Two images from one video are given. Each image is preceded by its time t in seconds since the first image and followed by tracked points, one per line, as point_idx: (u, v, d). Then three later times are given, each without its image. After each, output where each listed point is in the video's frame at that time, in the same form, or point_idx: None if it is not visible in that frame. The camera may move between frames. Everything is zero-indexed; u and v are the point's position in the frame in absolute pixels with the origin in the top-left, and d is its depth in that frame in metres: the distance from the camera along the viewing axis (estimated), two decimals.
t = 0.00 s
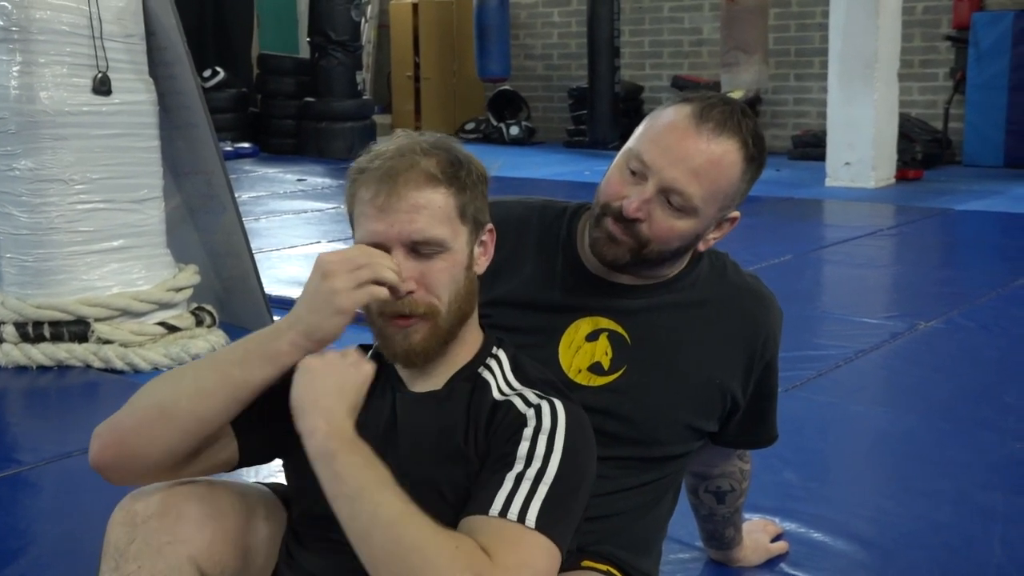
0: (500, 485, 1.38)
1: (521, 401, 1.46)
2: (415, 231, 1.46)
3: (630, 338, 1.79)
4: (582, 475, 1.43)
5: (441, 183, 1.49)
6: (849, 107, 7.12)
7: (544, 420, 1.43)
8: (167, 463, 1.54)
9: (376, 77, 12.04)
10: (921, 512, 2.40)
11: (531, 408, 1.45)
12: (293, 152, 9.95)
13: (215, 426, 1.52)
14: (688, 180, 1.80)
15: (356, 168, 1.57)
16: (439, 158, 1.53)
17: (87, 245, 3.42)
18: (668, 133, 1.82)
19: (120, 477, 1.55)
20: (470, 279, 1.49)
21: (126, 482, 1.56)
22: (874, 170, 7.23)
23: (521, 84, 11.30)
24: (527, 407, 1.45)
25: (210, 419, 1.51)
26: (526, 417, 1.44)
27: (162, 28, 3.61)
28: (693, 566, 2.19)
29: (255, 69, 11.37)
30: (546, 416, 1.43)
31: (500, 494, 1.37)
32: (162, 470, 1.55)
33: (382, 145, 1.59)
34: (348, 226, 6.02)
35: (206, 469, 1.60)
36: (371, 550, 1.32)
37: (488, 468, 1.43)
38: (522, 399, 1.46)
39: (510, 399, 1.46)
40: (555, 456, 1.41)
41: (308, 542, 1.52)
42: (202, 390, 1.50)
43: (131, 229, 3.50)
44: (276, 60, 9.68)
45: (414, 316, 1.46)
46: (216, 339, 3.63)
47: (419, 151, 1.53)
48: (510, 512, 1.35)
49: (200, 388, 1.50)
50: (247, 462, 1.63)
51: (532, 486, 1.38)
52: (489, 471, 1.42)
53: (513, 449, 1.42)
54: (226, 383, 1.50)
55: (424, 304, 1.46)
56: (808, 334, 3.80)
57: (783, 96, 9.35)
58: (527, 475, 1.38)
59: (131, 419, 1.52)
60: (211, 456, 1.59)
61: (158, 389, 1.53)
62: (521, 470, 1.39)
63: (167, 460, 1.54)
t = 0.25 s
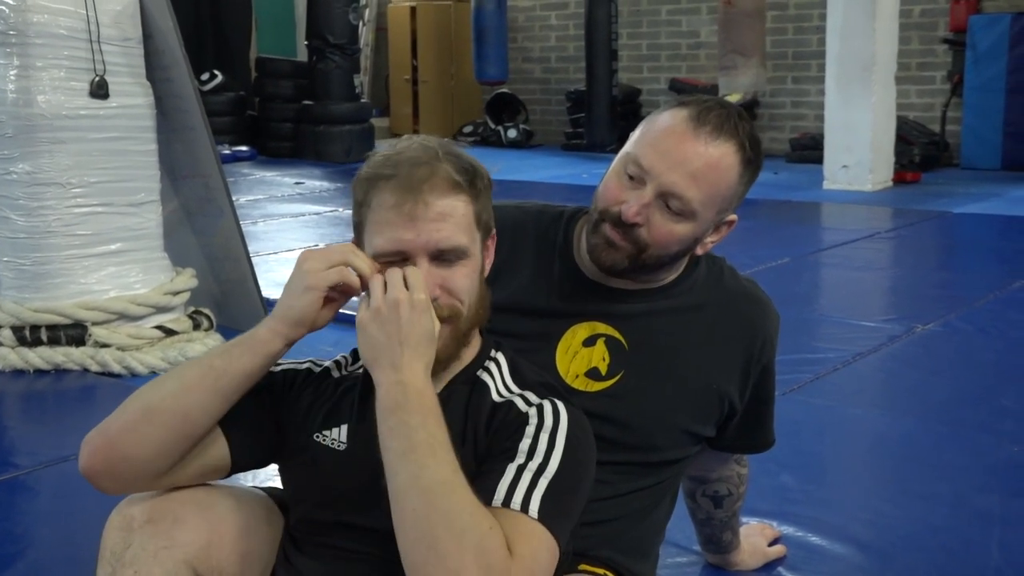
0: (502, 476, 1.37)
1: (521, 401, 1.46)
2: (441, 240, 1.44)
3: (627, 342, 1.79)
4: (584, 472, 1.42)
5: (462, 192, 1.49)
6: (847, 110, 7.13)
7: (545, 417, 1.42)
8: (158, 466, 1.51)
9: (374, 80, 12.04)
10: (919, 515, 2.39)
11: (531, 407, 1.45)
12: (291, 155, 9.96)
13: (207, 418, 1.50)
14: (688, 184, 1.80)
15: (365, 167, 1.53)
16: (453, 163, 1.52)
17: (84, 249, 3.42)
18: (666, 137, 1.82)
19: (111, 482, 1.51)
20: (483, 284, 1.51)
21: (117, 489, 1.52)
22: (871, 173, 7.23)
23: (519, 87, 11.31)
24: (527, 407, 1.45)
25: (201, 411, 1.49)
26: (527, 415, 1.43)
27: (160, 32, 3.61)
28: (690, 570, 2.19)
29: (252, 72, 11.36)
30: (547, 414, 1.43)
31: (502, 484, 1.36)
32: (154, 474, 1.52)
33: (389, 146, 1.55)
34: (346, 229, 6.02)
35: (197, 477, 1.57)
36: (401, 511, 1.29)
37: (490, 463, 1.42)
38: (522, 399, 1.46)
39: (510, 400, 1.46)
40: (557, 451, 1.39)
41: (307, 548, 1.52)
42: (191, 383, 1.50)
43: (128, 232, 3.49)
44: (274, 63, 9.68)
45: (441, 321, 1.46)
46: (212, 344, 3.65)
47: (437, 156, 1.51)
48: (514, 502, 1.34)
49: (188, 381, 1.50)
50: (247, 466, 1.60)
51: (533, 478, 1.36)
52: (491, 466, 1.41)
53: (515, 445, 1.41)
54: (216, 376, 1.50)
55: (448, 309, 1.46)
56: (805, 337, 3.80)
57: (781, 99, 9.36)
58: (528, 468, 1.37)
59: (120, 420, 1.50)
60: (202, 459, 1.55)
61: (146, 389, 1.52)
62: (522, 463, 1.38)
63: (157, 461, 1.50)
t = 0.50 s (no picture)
0: (502, 484, 1.37)
1: (521, 407, 1.46)
2: (450, 247, 1.44)
3: (628, 346, 1.79)
4: (584, 479, 1.41)
5: (470, 198, 1.48)
6: (846, 113, 7.13)
7: (545, 424, 1.42)
8: (166, 469, 1.51)
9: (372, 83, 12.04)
10: (918, 518, 2.39)
11: (531, 414, 1.45)
12: (290, 159, 9.96)
13: (216, 424, 1.50)
14: (692, 181, 1.80)
15: (372, 171, 1.52)
16: (460, 169, 1.52)
17: (83, 252, 3.41)
18: (665, 136, 1.81)
19: (118, 485, 1.51)
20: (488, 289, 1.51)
21: (124, 493, 1.52)
22: (870, 175, 7.24)
23: (517, 90, 11.32)
24: (527, 413, 1.44)
25: (211, 416, 1.49)
26: (527, 421, 1.43)
27: (158, 36, 3.61)
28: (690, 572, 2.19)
29: (251, 76, 11.37)
30: (547, 420, 1.43)
31: (502, 492, 1.36)
32: (160, 477, 1.52)
33: (395, 151, 1.55)
34: (345, 232, 6.02)
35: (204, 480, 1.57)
36: (403, 519, 1.29)
37: (490, 470, 1.42)
38: (523, 406, 1.46)
39: (511, 406, 1.46)
40: (558, 459, 1.39)
41: (308, 553, 1.51)
42: (201, 386, 1.49)
43: (127, 236, 3.49)
44: (272, 66, 9.68)
45: (447, 327, 1.46)
46: (212, 347, 3.63)
47: (446, 162, 1.51)
48: (513, 510, 1.34)
49: (198, 385, 1.49)
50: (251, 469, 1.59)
51: (533, 486, 1.36)
52: (491, 472, 1.41)
53: (516, 452, 1.41)
54: (226, 381, 1.49)
55: (454, 316, 1.45)
56: (804, 339, 3.80)
57: (779, 102, 9.37)
58: (529, 475, 1.37)
59: (128, 425, 1.50)
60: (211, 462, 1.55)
61: (157, 391, 1.51)
62: (522, 471, 1.38)
63: (165, 466, 1.50)
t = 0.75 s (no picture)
0: (506, 486, 1.37)
1: (525, 410, 1.46)
2: (438, 255, 1.44)
3: (626, 349, 1.79)
4: (588, 483, 1.41)
5: (461, 207, 1.47)
6: (844, 116, 7.14)
7: (550, 426, 1.42)
8: (185, 466, 1.48)
9: (371, 86, 12.05)
10: (917, 521, 2.39)
11: (535, 416, 1.44)
12: (288, 161, 9.96)
13: (231, 416, 1.46)
14: (691, 186, 1.80)
15: (367, 179, 1.53)
16: (455, 175, 1.51)
17: (81, 255, 3.41)
18: (664, 141, 1.81)
19: (136, 489, 1.49)
20: (485, 296, 1.50)
21: (144, 495, 1.50)
22: (868, 179, 7.25)
23: (516, 93, 11.32)
24: (531, 416, 1.44)
25: (225, 409, 1.46)
26: (531, 423, 1.43)
27: (156, 38, 3.61)
28: None
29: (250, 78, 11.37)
30: (552, 423, 1.43)
31: (506, 495, 1.36)
32: (177, 475, 1.49)
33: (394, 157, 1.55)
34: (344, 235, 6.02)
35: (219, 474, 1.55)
36: (404, 518, 1.28)
37: (493, 472, 1.42)
38: (526, 408, 1.46)
39: (514, 409, 1.46)
40: (561, 462, 1.39)
41: (307, 554, 1.50)
42: (213, 379, 1.46)
43: (125, 238, 3.49)
44: (271, 69, 9.67)
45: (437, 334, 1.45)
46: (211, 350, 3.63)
47: (438, 170, 1.50)
48: (518, 511, 1.34)
49: (210, 378, 1.46)
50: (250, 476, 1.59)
51: (538, 488, 1.36)
52: (493, 473, 1.41)
53: (520, 454, 1.41)
54: (238, 371, 1.46)
55: (445, 322, 1.45)
56: (803, 343, 3.80)
57: (778, 105, 9.38)
58: (534, 477, 1.37)
59: (142, 425, 1.46)
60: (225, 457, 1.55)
61: (167, 389, 1.48)
62: (527, 472, 1.37)
63: (182, 464, 1.48)
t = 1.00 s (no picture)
0: (507, 485, 1.37)
1: (525, 409, 1.45)
2: (421, 258, 1.45)
3: (625, 348, 1.79)
4: (588, 482, 1.41)
5: (453, 213, 1.47)
6: (843, 114, 7.14)
7: (551, 425, 1.42)
8: (193, 461, 1.48)
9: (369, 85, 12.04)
10: (916, 519, 2.39)
11: (536, 415, 1.44)
12: (286, 161, 9.96)
13: (236, 405, 1.46)
14: (689, 190, 1.80)
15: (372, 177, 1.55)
16: (456, 181, 1.51)
17: (79, 255, 3.41)
18: (664, 143, 1.81)
19: (144, 489, 1.48)
20: (477, 303, 1.49)
21: (153, 495, 1.49)
22: (867, 177, 7.24)
23: (514, 92, 11.32)
24: (532, 414, 1.44)
25: (228, 399, 1.46)
26: (532, 422, 1.43)
27: (154, 38, 3.61)
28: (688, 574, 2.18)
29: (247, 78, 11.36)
30: (552, 422, 1.42)
31: (506, 494, 1.35)
32: (185, 471, 1.49)
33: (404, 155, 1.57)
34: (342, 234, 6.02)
35: (222, 470, 1.55)
36: (400, 516, 1.28)
37: (493, 471, 1.41)
38: (527, 407, 1.46)
39: (514, 407, 1.46)
40: (562, 461, 1.39)
41: (309, 553, 1.50)
42: (215, 370, 1.47)
43: (123, 238, 3.49)
44: (269, 68, 9.66)
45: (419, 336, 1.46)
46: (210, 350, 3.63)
47: (433, 176, 1.50)
48: (518, 509, 1.34)
49: (212, 369, 1.47)
50: (247, 478, 1.60)
51: (539, 487, 1.36)
52: (493, 471, 1.41)
53: (520, 453, 1.40)
54: (240, 360, 1.47)
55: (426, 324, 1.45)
56: (801, 341, 3.80)
57: (776, 103, 9.38)
58: (534, 476, 1.37)
59: (145, 422, 1.46)
60: (229, 453, 1.55)
61: (170, 385, 1.49)
62: (528, 471, 1.37)
63: (189, 460, 1.47)
